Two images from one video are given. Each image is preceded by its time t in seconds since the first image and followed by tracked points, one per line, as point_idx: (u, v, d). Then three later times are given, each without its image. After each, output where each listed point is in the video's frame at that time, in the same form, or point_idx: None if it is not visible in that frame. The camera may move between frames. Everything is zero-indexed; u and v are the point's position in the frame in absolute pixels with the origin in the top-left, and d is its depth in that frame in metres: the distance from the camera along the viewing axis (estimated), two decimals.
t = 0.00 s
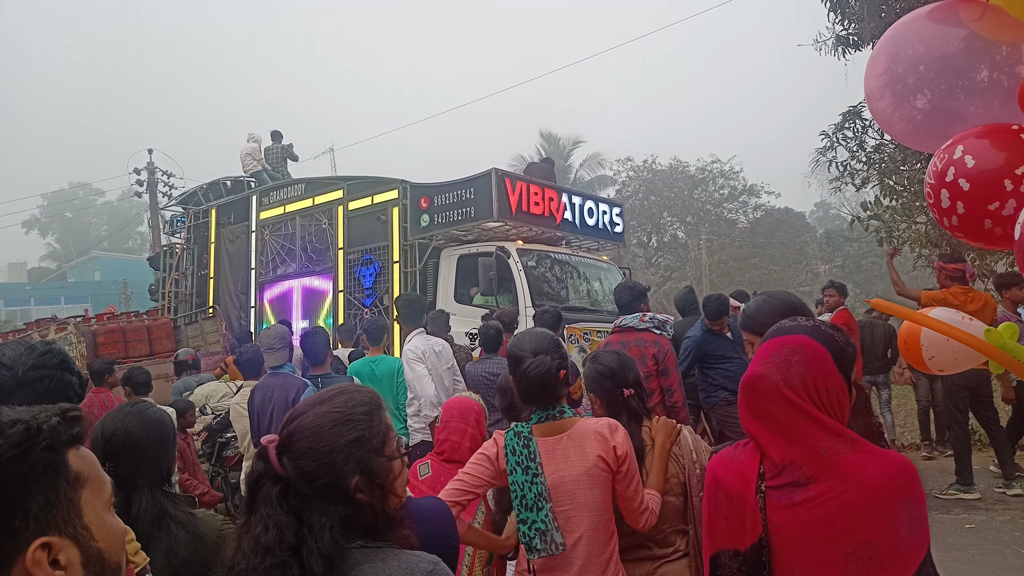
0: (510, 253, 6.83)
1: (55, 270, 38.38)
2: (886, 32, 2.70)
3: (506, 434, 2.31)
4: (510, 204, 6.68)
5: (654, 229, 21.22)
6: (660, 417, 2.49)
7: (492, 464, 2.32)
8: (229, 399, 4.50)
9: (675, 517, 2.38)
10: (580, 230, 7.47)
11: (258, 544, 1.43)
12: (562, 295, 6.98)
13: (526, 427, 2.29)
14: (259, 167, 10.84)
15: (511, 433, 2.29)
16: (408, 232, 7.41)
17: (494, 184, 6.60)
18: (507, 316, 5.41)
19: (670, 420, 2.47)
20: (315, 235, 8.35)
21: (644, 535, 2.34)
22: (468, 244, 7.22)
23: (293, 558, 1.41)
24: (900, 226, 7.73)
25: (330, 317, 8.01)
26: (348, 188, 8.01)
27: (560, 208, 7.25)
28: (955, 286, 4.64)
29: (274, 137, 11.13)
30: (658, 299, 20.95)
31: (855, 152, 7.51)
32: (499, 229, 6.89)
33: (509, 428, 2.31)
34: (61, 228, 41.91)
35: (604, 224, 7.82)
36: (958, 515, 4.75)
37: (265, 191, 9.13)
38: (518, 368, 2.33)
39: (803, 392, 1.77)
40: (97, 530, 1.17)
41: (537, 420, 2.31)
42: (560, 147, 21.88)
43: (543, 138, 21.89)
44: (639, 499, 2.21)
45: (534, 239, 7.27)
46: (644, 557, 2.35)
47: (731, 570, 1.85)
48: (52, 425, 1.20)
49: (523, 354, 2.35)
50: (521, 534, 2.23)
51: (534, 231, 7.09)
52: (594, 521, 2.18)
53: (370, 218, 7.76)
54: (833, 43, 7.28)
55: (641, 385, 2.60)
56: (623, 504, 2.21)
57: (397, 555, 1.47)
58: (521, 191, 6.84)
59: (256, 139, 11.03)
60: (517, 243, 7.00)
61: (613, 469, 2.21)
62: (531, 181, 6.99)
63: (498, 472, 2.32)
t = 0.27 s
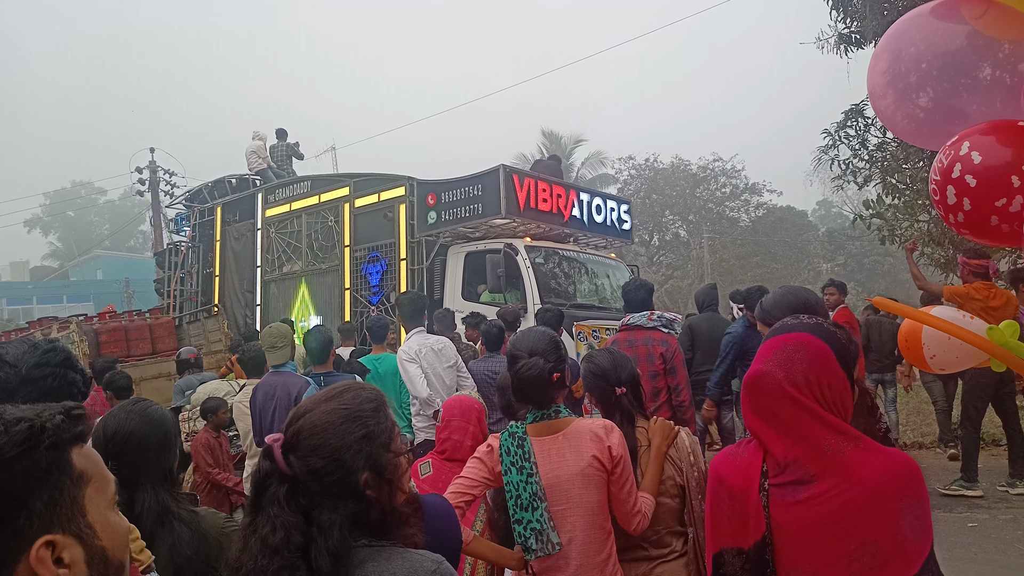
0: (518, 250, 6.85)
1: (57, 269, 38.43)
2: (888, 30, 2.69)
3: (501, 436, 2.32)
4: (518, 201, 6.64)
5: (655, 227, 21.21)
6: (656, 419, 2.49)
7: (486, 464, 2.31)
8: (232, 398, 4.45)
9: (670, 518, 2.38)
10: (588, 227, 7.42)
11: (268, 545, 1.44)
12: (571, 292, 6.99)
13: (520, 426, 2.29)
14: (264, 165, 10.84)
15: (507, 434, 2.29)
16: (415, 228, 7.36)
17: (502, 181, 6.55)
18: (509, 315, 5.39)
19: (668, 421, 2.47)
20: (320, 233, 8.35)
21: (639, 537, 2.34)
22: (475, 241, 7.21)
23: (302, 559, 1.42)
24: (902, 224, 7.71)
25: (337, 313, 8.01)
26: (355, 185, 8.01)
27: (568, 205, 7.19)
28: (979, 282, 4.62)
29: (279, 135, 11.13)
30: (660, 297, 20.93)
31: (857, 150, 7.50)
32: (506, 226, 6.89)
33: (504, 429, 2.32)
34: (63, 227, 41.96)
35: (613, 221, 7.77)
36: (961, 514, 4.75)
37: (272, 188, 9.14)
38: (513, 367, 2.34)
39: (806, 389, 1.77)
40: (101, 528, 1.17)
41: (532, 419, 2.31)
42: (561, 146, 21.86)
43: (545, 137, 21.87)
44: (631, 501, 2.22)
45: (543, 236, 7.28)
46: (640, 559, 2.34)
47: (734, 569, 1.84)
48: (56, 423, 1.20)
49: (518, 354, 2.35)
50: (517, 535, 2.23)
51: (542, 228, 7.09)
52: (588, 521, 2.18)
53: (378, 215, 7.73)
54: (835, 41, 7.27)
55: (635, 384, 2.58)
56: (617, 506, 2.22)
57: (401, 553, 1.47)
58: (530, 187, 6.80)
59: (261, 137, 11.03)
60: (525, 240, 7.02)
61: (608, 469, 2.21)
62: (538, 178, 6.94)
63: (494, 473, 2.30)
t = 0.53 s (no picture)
0: (526, 252, 6.85)
1: (61, 274, 38.52)
2: (889, 31, 2.69)
3: (501, 440, 2.33)
4: (527, 203, 6.65)
5: (658, 229, 21.20)
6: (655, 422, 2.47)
7: (487, 469, 2.33)
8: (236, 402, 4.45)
9: (670, 523, 2.38)
10: (598, 228, 7.41)
11: (279, 551, 1.44)
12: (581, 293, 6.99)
13: (520, 431, 2.31)
14: (271, 168, 10.83)
15: (507, 437, 2.31)
16: (422, 231, 7.35)
17: (511, 181, 6.56)
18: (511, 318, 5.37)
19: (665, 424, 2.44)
20: (327, 235, 8.36)
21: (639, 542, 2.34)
22: (484, 243, 7.22)
23: (312, 564, 1.42)
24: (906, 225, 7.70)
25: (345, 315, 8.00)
26: (362, 187, 8.01)
27: (577, 206, 7.18)
28: (999, 279, 4.60)
29: (286, 137, 11.17)
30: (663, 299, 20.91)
31: (860, 151, 7.48)
32: (518, 226, 6.88)
33: (504, 432, 2.33)
34: (67, 231, 42.07)
35: (622, 222, 7.76)
36: (966, 516, 4.73)
37: (279, 190, 9.12)
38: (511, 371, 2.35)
39: (811, 392, 1.77)
40: (106, 535, 1.17)
41: (532, 423, 2.31)
42: (564, 148, 21.86)
43: (547, 139, 21.88)
44: (633, 507, 2.20)
45: (552, 237, 7.26)
46: (640, 565, 2.35)
47: (737, 571, 1.84)
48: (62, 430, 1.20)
49: (517, 358, 2.36)
50: (517, 539, 2.25)
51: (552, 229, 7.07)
52: (588, 527, 2.17)
53: (385, 216, 7.74)
54: (837, 42, 7.26)
55: (629, 389, 2.57)
56: (618, 513, 2.21)
57: (405, 558, 1.47)
58: (538, 188, 6.79)
59: (268, 140, 11.05)
60: (535, 241, 7.00)
61: (608, 475, 2.19)
62: (548, 178, 6.95)
63: (493, 477, 2.32)
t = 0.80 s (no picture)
0: (534, 252, 6.80)
1: (63, 275, 38.58)
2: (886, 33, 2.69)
3: (498, 444, 2.33)
4: (535, 203, 6.62)
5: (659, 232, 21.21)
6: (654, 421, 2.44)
7: (485, 473, 2.33)
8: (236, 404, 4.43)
9: (673, 526, 2.39)
10: (606, 229, 7.41)
11: (285, 553, 1.43)
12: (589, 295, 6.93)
13: (518, 434, 2.31)
14: (276, 168, 10.87)
15: (504, 442, 2.31)
16: (428, 231, 7.37)
17: (519, 181, 6.53)
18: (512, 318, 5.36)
19: (661, 421, 2.42)
20: (334, 235, 8.38)
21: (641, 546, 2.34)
22: (491, 243, 7.20)
23: (317, 565, 1.42)
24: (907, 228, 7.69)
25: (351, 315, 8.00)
26: (368, 187, 8.03)
27: (585, 206, 7.17)
28: (1014, 282, 4.52)
29: (291, 138, 11.20)
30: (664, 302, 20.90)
31: (861, 154, 7.48)
32: (524, 227, 6.84)
33: (502, 437, 2.33)
34: (69, 233, 42.15)
35: (630, 223, 7.76)
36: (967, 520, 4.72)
37: (284, 191, 9.14)
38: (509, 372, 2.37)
39: (810, 394, 1.77)
40: (106, 536, 1.17)
41: (531, 426, 2.32)
42: (565, 150, 21.89)
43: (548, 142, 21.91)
44: (633, 511, 2.20)
45: (559, 238, 7.24)
46: (644, 568, 2.35)
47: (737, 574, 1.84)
48: (62, 431, 1.21)
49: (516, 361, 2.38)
50: (516, 543, 2.25)
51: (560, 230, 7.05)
52: (587, 532, 2.17)
53: (391, 217, 7.73)
54: (839, 45, 7.26)
55: (620, 393, 2.60)
56: (617, 517, 2.21)
57: (405, 560, 1.47)
58: (546, 189, 6.77)
59: (274, 141, 11.07)
60: (542, 242, 6.97)
61: (606, 479, 2.19)
62: (556, 179, 6.94)
63: (492, 482, 2.33)
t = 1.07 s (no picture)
0: (539, 248, 6.82)
1: (60, 274, 38.52)
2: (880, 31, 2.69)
3: (498, 442, 2.34)
4: (540, 199, 6.62)
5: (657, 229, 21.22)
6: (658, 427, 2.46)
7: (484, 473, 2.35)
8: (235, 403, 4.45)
9: (675, 527, 2.39)
10: (613, 226, 7.40)
11: (292, 551, 1.42)
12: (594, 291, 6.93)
13: (517, 433, 2.31)
14: (277, 167, 10.87)
15: (503, 441, 2.32)
16: (433, 228, 7.37)
17: (524, 177, 6.52)
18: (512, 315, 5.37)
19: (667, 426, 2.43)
20: (337, 233, 8.36)
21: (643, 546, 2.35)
22: (495, 240, 7.16)
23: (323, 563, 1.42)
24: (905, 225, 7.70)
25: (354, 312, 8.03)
26: (372, 184, 8.04)
27: (591, 202, 7.15)
28: None
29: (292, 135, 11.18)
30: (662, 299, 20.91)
31: (859, 151, 7.49)
32: (528, 223, 6.81)
33: (501, 435, 2.33)
34: (66, 232, 42.07)
35: (635, 219, 7.72)
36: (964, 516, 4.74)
37: (287, 188, 9.13)
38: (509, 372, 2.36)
39: (807, 392, 1.77)
40: (103, 535, 1.17)
41: (529, 425, 2.32)
42: (563, 149, 21.89)
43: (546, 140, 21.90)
44: (628, 514, 2.21)
45: (564, 235, 7.23)
46: (646, 568, 2.36)
47: (734, 571, 1.85)
48: (59, 430, 1.21)
49: (516, 360, 2.37)
50: (513, 542, 2.25)
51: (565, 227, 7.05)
52: (585, 532, 2.17)
53: (395, 214, 7.71)
54: (836, 42, 7.27)
55: (635, 392, 2.56)
56: (613, 518, 2.21)
57: (404, 558, 1.47)
58: (551, 185, 6.76)
59: (275, 138, 11.06)
60: (547, 238, 6.99)
61: (604, 478, 2.19)
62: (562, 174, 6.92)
63: (491, 481, 2.35)
